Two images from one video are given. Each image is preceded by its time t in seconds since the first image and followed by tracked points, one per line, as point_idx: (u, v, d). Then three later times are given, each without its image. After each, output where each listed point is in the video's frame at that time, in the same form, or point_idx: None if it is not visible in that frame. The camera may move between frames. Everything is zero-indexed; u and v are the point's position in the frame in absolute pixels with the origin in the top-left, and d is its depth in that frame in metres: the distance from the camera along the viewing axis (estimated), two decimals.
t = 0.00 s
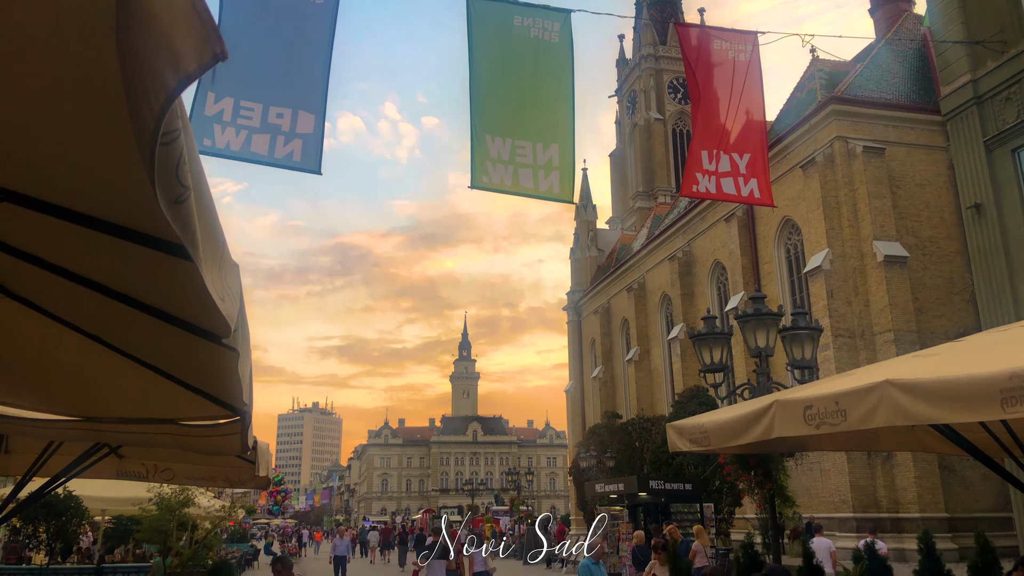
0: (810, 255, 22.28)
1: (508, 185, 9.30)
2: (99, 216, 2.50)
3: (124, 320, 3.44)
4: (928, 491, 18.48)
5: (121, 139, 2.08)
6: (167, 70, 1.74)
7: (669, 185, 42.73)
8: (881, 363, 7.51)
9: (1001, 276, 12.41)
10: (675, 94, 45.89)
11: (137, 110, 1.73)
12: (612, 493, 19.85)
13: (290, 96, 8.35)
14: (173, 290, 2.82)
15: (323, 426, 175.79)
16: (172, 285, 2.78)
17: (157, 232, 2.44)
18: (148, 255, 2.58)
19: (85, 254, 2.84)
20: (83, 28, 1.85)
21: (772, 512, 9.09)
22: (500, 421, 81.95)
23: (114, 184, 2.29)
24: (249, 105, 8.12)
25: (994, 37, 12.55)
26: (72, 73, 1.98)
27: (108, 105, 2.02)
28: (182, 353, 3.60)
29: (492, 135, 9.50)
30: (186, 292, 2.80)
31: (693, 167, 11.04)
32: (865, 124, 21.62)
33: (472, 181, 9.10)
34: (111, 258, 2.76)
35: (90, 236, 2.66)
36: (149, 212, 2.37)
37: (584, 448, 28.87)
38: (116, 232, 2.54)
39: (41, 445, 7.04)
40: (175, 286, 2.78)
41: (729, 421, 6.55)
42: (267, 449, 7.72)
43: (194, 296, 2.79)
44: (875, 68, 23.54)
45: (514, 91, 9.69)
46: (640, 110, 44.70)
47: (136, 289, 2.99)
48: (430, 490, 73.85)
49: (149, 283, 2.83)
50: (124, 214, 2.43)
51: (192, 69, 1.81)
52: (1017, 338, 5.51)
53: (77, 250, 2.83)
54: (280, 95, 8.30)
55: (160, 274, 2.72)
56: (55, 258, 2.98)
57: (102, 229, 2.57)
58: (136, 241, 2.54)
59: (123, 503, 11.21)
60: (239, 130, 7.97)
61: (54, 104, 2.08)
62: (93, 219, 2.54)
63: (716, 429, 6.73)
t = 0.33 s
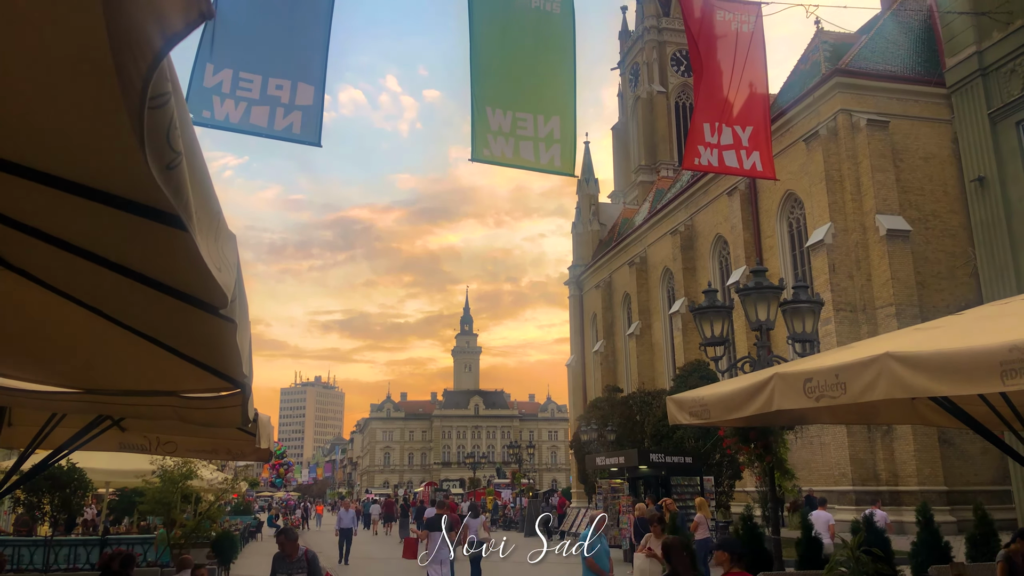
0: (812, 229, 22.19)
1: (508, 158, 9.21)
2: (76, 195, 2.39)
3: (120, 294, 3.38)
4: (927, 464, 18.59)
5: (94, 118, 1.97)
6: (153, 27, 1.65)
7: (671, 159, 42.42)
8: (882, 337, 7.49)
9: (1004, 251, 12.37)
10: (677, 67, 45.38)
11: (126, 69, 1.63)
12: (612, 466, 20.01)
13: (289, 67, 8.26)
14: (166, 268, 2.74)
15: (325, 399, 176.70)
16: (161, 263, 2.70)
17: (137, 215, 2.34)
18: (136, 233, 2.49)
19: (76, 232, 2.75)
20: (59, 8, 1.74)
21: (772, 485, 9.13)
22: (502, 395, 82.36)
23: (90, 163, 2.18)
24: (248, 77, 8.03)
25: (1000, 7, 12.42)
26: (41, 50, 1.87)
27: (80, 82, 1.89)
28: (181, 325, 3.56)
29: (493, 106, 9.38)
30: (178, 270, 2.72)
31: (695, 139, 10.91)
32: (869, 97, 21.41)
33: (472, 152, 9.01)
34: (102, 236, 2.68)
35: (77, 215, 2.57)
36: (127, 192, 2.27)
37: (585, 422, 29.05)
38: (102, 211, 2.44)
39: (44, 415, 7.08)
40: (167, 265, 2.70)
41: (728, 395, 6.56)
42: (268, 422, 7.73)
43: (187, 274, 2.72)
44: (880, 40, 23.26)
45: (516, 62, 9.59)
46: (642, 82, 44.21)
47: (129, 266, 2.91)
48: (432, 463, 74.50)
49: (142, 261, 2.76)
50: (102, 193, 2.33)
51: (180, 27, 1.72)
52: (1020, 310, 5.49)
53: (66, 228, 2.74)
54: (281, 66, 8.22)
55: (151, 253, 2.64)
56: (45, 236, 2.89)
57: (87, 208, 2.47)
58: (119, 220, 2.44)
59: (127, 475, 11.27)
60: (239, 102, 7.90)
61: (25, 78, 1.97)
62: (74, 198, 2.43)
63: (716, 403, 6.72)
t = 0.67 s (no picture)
0: (816, 211, 22.09)
1: (510, 140, 9.15)
2: (70, 176, 2.36)
3: (118, 277, 3.36)
4: (930, 445, 18.63)
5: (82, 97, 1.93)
6: None
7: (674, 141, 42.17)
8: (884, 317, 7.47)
9: (1008, 230, 12.35)
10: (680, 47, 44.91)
11: (110, 45, 1.59)
12: (615, 448, 20.08)
13: (288, 48, 8.19)
14: (162, 249, 2.72)
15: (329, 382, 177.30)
16: (158, 244, 2.68)
17: (130, 195, 2.31)
18: (130, 214, 2.46)
19: (71, 215, 2.72)
20: None
21: (774, 466, 9.14)
22: (505, 378, 82.63)
23: (80, 143, 2.14)
24: (248, 59, 7.97)
25: None
26: (26, 26, 1.83)
27: (67, 58, 1.86)
28: (180, 307, 3.54)
29: (493, 87, 9.29)
30: (176, 251, 2.70)
31: (697, 119, 10.79)
32: (873, 77, 21.22)
33: (473, 135, 8.94)
34: (97, 218, 2.65)
35: (71, 196, 2.54)
36: (118, 171, 2.23)
37: (588, 403, 29.11)
38: (95, 193, 2.41)
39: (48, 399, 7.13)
40: (163, 245, 2.67)
41: (729, 376, 6.56)
42: (270, 405, 7.75)
43: (183, 254, 2.70)
44: (885, 20, 23.05)
45: (516, 43, 9.51)
46: (645, 63, 43.78)
47: (125, 248, 2.89)
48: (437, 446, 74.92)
49: (138, 241, 2.73)
50: (93, 173, 2.29)
51: None
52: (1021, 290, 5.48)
53: (62, 211, 2.71)
54: (279, 46, 8.14)
55: (146, 234, 2.62)
56: (40, 218, 2.85)
57: (80, 188, 2.44)
58: (113, 201, 2.41)
59: (132, 458, 11.32)
60: (239, 84, 7.85)
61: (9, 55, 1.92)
62: (66, 178, 2.40)
63: (718, 384, 6.73)
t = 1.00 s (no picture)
0: (822, 194, 22.00)
1: (513, 123, 9.10)
2: (65, 160, 2.35)
3: (121, 261, 3.35)
4: (934, 429, 18.63)
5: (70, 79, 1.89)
6: None
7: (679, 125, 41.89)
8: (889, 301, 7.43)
9: (1015, 213, 12.34)
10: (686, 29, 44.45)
11: (95, 19, 1.56)
12: (618, 432, 20.14)
13: (290, 31, 8.13)
14: (161, 230, 2.70)
15: (335, 366, 177.93)
16: (157, 226, 2.66)
17: (126, 176, 2.28)
18: (127, 196, 2.44)
19: (71, 198, 2.70)
20: None
21: (776, 450, 9.14)
22: (509, 363, 82.79)
23: (71, 122, 2.11)
24: (249, 42, 7.92)
25: None
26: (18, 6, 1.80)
27: (56, 40, 1.83)
28: (182, 292, 3.54)
29: (496, 70, 9.24)
30: (175, 234, 2.69)
31: (702, 103, 10.69)
32: (881, 59, 21.02)
33: (477, 119, 8.90)
34: (97, 202, 2.64)
35: (69, 180, 2.52)
36: (112, 151, 2.20)
37: (592, 388, 29.16)
38: (91, 173, 2.39)
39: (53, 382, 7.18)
40: (162, 227, 2.65)
41: (733, 359, 6.54)
42: (275, 389, 7.81)
43: (182, 236, 2.68)
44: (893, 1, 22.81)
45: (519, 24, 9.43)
46: (650, 46, 43.37)
47: (125, 230, 2.87)
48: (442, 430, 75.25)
49: (138, 224, 2.72)
50: (89, 154, 2.27)
51: None
52: None
53: (62, 194, 2.70)
54: (280, 28, 8.07)
55: (146, 217, 2.61)
56: (42, 203, 2.84)
57: (77, 171, 2.42)
58: (110, 182, 2.39)
59: (138, 441, 11.41)
60: (241, 67, 7.81)
61: None
62: (61, 159, 2.37)
63: (720, 367, 6.72)
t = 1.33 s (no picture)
0: (826, 177, 21.89)
1: (515, 105, 9.05)
2: (57, 141, 2.34)
3: (120, 242, 3.34)
4: (937, 412, 18.64)
5: (51, 57, 1.87)
6: None
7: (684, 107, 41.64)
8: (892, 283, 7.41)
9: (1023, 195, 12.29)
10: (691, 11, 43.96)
11: None
12: (621, 415, 20.24)
13: (291, 11, 8.04)
14: (156, 210, 2.68)
15: (340, 350, 178.47)
16: (152, 206, 2.64)
17: (115, 155, 2.26)
18: (120, 175, 2.42)
19: (65, 178, 2.68)
20: None
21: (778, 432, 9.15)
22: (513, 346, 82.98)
23: (57, 101, 2.09)
24: (249, 23, 7.85)
25: None
26: None
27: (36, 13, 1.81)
28: (182, 274, 3.54)
29: (498, 51, 9.16)
30: (172, 215, 2.68)
31: (705, 84, 10.61)
32: (887, 40, 20.84)
33: (478, 101, 8.85)
34: (92, 181, 2.62)
35: (62, 159, 2.49)
36: (100, 131, 2.18)
37: (595, 371, 29.23)
38: (84, 153, 2.37)
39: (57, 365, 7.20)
40: (156, 206, 2.63)
41: (735, 341, 6.52)
42: (277, 371, 7.82)
43: (178, 216, 2.66)
44: None
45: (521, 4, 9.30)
46: (655, 27, 42.98)
47: (122, 210, 2.85)
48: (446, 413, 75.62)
49: (133, 204, 2.70)
50: (78, 133, 2.24)
51: None
52: None
53: (58, 175, 2.68)
54: (280, 9, 7.99)
55: (142, 197, 2.60)
56: (37, 183, 2.82)
57: (68, 151, 2.40)
58: (101, 162, 2.37)
59: (142, 424, 11.45)
60: (241, 49, 7.77)
61: None
62: (51, 139, 2.35)
63: (721, 349, 6.72)
